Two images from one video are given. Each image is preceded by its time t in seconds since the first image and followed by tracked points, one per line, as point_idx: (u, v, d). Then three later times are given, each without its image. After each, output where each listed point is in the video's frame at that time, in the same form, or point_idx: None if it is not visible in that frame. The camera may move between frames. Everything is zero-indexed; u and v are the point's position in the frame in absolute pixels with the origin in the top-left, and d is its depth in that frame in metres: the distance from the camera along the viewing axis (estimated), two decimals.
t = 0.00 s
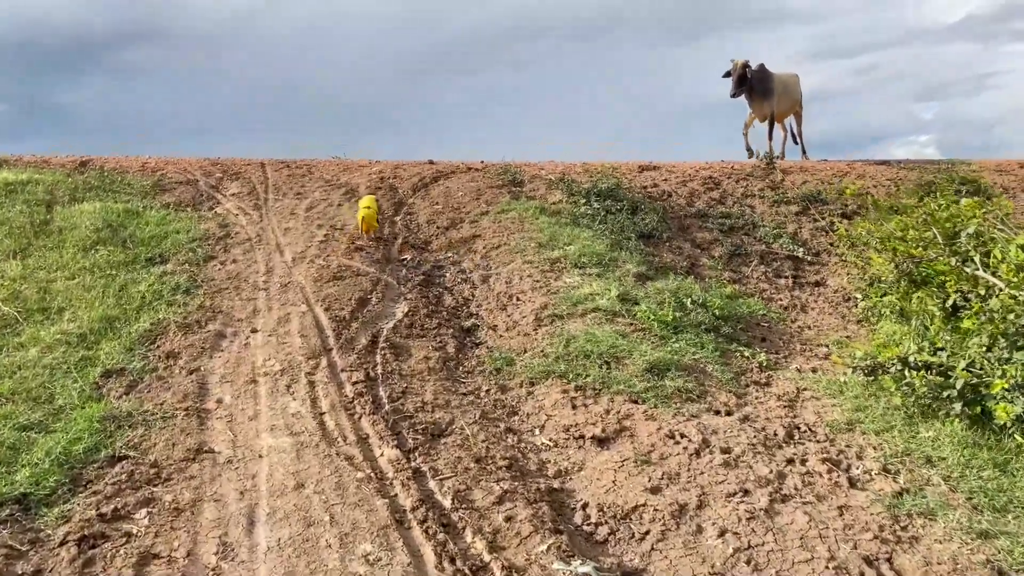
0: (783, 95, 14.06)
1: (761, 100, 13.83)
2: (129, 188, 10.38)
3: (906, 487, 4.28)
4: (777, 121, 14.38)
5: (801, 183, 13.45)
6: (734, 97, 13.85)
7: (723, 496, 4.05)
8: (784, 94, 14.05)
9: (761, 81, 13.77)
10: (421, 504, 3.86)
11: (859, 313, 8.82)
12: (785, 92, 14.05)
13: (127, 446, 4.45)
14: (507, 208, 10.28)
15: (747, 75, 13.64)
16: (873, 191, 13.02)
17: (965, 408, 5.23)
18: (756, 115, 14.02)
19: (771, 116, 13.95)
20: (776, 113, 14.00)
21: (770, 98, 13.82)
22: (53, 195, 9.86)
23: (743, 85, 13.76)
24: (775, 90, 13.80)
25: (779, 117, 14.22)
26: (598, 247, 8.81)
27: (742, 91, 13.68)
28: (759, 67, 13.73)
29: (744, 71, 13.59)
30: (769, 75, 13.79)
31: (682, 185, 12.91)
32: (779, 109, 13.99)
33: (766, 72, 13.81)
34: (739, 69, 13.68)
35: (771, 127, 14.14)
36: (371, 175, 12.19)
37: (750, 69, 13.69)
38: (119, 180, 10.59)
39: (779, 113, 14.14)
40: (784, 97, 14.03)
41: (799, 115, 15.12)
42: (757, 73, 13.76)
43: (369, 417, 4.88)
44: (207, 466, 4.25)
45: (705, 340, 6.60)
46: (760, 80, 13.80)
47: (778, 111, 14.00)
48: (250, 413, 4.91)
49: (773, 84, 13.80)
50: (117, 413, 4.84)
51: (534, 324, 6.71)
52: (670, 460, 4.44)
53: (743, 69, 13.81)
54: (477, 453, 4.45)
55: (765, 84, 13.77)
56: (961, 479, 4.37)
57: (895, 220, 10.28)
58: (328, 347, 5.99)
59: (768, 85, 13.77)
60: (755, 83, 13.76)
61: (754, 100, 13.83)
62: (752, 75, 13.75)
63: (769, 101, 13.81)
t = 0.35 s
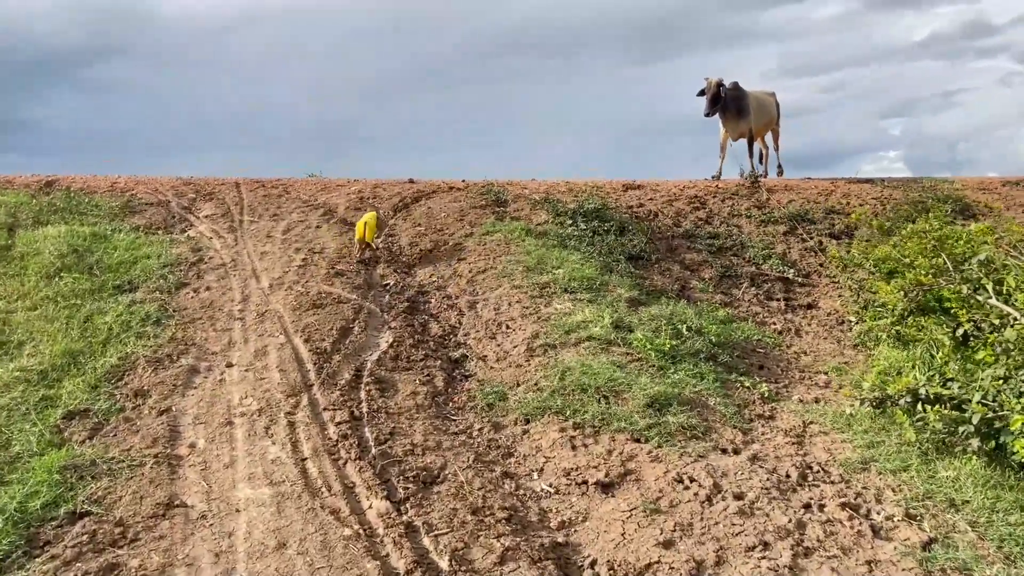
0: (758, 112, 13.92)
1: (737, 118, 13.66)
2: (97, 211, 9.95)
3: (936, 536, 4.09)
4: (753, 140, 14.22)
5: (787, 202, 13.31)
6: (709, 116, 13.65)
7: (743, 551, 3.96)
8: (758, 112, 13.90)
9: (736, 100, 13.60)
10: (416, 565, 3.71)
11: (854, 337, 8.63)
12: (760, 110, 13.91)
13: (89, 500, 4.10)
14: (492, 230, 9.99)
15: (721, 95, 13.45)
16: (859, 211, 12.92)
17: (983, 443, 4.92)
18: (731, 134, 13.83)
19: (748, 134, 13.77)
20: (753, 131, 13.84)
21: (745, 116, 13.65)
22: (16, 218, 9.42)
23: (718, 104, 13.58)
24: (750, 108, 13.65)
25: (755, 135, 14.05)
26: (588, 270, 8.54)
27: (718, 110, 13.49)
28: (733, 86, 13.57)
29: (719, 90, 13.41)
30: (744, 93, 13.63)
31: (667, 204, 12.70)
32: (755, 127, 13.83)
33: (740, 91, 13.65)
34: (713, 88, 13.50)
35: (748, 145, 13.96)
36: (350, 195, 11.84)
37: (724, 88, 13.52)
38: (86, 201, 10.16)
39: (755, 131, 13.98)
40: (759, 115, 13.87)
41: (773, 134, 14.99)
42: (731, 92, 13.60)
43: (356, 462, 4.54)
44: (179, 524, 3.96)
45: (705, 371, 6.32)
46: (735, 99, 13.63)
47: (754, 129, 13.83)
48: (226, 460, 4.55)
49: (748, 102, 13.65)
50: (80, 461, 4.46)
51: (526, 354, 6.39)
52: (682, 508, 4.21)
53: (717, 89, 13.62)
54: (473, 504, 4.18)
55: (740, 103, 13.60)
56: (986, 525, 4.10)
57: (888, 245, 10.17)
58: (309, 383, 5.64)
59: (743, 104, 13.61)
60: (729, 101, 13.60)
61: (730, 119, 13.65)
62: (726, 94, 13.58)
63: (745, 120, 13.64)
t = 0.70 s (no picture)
0: (729, 125, 13.65)
1: (706, 132, 13.43)
2: (50, 225, 9.37)
3: None
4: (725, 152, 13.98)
5: (769, 217, 13.08)
6: (677, 131, 13.43)
7: None
8: (729, 124, 13.64)
9: (705, 113, 13.37)
10: None
11: (846, 357, 8.34)
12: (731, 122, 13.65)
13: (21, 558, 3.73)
14: (470, 245, 9.57)
15: (689, 108, 13.23)
16: (842, 227, 12.73)
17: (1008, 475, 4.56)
18: (701, 147, 13.61)
19: (718, 148, 13.54)
20: (724, 144, 13.60)
21: (715, 129, 13.43)
22: None
23: (686, 118, 13.35)
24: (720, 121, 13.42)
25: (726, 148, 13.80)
26: (572, 288, 8.15)
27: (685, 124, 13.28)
28: (702, 99, 13.34)
29: (686, 104, 13.18)
30: (713, 106, 13.40)
31: (649, 219, 12.36)
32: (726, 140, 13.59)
33: (709, 103, 13.42)
34: (680, 102, 13.27)
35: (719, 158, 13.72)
36: (321, 209, 11.35)
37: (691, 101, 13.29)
38: (39, 216, 9.58)
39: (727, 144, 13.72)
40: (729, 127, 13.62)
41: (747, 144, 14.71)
42: (699, 106, 13.37)
43: (327, 507, 4.12)
44: None
45: (701, 396, 5.94)
46: (703, 112, 13.41)
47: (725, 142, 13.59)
48: (179, 508, 4.10)
49: (717, 115, 13.42)
50: (11, 511, 3.98)
51: (510, 380, 5.96)
52: (693, 558, 3.93)
53: (684, 103, 13.37)
54: (458, 556, 3.86)
55: (708, 116, 13.38)
56: None
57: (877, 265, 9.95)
58: (275, 415, 5.15)
59: (712, 117, 13.38)
60: (698, 115, 13.38)
61: (698, 133, 13.43)
62: (693, 108, 13.36)
63: (715, 133, 13.41)
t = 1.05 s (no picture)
0: (697, 140, 13.37)
1: (672, 147, 13.16)
2: None
3: None
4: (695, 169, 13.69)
5: (752, 234, 12.82)
6: (644, 147, 13.24)
7: None
8: (697, 139, 13.36)
9: (671, 128, 13.13)
10: None
11: (841, 380, 8.03)
12: (699, 137, 13.38)
13: None
14: (448, 264, 9.14)
15: (654, 123, 13.01)
16: (826, 244, 12.50)
17: None
18: (669, 163, 13.34)
19: (685, 163, 13.24)
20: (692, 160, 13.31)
21: (682, 144, 13.14)
22: None
23: (653, 134, 13.15)
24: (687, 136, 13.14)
25: (695, 164, 13.53)
26: (557, 310, 7.74)
27: (651, 140, 13.06)
28: (669, 114, 13.10)
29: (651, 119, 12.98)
30: (680, 121, 13.13)
31: (631, 235, 12.02)
32: (694, 156, 13.30)
33: (677, 118, 13.15)
34: (646, 117, 13.07)
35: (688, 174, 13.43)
36: (290, 224, 10.84)
37: (658, 116, 13.07)
38: None
39: (695, 160, 13.43)
40: (696, 143, 13.34)
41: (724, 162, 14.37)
42: (667, 121, 13.14)
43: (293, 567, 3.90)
44: None
45: (700, 428, 5.55)
46: (670, 128, 13.16)
47: (692, 157, 13.31)
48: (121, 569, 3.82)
49: (684, 130, 13.14)
50: None
51: (497, 413, 5.52)
52: None
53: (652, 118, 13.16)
54: None
55: (675, 131, 13.13)
56: None
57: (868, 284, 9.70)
58: (239, 456, 4.68)
59: (679, 132, 13.11)
60: (665, 130, 13.13)
61: (665, 148, 13.18)
62: (660, 123, 13.14)
63: (681, 148, 13.13)
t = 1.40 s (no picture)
0: (673, 154, 12.90)
1: (646, 160, 12.86)
2: None
3: None
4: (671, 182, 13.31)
5: (741, 251, 12.54)
6: (621, 162, 12.96)
7: None
8: (673, 154, 12.89)
9: (647, 141, 12.82)
10: None
11: (846, 407, 7.67)
12: (675, 151, 12.91)
13: None
14: (433, 282, 8.67)
15: (630, 137, 12.72)
16: (817, 262, 12.26)
17: None
18: (642, 177, 13.05)
19: (658, 178, 12.91)
20: (665, 174, 12.95)
21: (655, 158, 12.82)
22: None
23: (628, 149, 12.85)
24: (661, 150, 12.79)
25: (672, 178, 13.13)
26: (551, 333, 7.32)
27: (626, 154, 12.76)
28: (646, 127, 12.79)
29: (626, 134, 12.68)
30: (656, 134, 12.81)
31: (619, 252, 11.64)
32: (667, 170, 12.92)
33: (653, 131, 12.84)
34: (622, 131, 12.79)
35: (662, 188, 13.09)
36: (264, 240, 10.31)
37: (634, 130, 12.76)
38: None
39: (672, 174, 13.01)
40: (672, 157, 12.90)
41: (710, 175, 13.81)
42: (643, 134, 12.82)
43: None
44: None
45: (714, 466, 5.15)
46: (646, 140, 12.84)
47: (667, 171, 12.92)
48: None
49: (659, 144, 12.78)
50: None
51: (494, 451, 5.05)
52: None
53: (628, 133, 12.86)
54: None
55: (650, 145, 12.78)
56: None
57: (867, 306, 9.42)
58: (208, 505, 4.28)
59: (653, 145, 12.79)
60: (640, 143, 12.83)
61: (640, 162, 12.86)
62: (636, 138, 12.82)
63: (654, 162, 12.82)
